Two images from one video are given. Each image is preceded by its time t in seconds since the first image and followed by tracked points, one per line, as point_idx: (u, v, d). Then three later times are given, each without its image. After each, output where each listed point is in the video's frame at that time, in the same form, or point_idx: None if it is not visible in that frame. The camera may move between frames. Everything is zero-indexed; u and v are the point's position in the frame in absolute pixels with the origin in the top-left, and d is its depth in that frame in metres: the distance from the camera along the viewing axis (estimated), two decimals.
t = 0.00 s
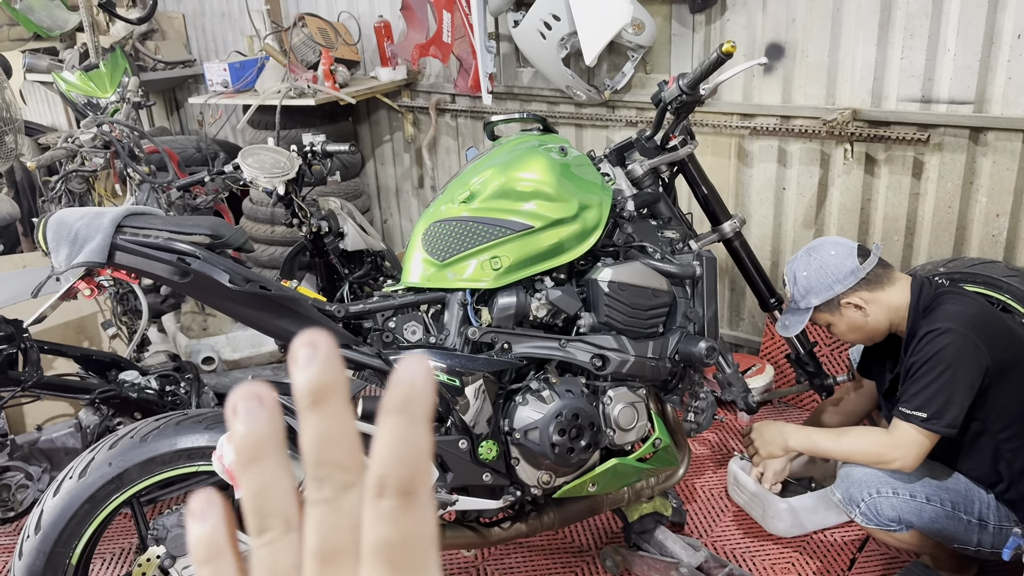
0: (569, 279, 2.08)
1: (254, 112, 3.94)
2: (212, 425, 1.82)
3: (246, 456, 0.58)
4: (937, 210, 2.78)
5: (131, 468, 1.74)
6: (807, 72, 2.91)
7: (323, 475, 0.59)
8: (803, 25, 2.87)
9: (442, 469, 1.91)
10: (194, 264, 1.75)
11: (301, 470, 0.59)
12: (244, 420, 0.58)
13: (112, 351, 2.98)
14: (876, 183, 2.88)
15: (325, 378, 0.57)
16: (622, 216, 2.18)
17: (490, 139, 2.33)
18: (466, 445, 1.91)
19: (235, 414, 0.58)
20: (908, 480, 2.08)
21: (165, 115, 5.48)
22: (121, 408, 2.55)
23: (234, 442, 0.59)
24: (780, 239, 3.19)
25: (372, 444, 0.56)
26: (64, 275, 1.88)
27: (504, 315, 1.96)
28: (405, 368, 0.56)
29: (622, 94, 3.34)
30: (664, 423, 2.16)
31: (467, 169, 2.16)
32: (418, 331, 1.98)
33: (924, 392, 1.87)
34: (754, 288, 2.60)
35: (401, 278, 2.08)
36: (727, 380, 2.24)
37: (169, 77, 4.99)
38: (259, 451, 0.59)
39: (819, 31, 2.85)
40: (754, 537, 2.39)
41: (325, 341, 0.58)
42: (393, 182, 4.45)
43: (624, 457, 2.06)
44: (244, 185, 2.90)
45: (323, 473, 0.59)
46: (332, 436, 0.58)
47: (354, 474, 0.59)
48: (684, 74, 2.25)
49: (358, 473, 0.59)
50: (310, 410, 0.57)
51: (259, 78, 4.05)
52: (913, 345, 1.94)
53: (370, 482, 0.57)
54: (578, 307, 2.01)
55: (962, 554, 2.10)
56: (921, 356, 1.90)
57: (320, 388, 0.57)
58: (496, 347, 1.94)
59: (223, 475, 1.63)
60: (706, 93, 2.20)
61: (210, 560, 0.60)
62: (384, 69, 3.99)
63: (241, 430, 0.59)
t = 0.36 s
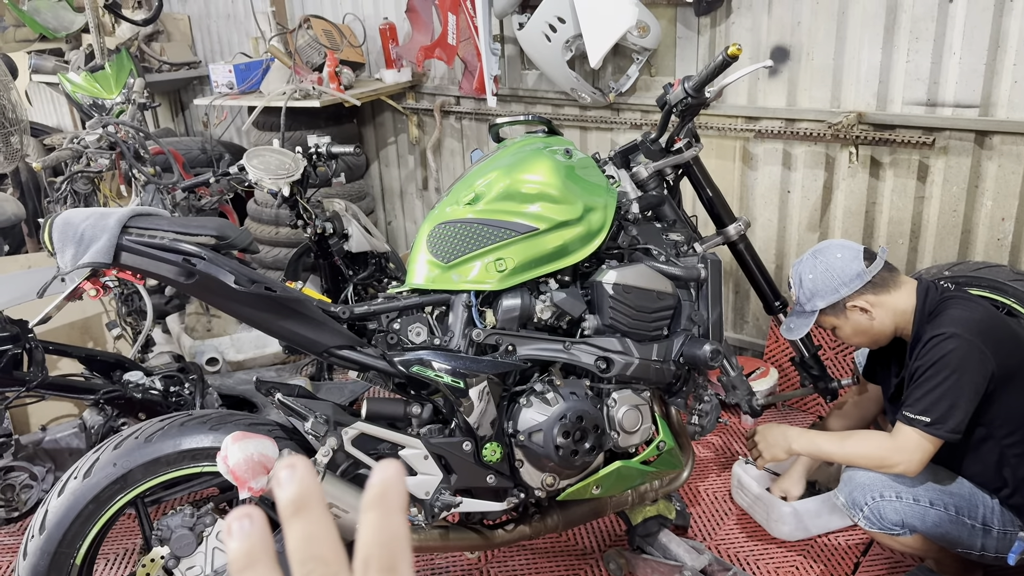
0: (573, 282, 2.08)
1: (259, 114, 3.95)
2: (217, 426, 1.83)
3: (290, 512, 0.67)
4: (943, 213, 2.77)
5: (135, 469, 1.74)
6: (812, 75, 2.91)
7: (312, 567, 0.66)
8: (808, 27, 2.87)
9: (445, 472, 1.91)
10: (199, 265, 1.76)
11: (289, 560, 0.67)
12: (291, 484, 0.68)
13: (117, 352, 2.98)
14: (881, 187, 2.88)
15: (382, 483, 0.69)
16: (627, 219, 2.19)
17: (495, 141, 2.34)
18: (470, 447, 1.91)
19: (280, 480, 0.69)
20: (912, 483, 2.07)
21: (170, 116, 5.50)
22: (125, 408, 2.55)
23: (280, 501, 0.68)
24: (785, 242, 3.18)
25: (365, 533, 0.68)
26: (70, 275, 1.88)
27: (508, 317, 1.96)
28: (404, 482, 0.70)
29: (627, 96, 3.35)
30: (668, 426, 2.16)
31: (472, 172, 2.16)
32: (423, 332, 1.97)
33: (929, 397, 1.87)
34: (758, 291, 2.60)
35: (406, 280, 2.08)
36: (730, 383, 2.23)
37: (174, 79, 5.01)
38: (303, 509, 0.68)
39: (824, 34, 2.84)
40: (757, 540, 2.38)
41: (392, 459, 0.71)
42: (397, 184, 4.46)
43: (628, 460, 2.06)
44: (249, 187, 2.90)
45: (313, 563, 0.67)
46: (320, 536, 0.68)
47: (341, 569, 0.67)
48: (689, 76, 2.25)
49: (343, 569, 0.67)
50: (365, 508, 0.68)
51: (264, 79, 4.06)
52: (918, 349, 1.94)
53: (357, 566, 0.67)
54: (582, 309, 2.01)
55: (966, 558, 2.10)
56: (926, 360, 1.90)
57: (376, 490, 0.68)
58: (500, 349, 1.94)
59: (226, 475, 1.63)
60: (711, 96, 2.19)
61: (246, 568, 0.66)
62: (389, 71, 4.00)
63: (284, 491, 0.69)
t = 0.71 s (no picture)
0: (578, 282, 2.09)
1: (265, 114, 3.96)
2: (223, 424, 1.84)
3: (304, 515, 0.68)
4: (947, 216, 2.77)
5: (141, 467, 1.75)
6: (817, 77, 2.91)
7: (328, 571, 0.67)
8: (813, 29, 2.87)
9: (451, 471, 1.92)
10: (206, 264, 1.76)
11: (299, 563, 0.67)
12: (306, 486, 0.69)
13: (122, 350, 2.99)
14: (886, 189, 2.88)
15: (402, 487, 0.71)
16: (632, 220, 2.20)
17: (501, 142, 2.34)
18: (475, 446, 1.91)
19: (293, 482, 0.69)
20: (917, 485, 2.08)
21: (175, 116, 5.51)
22: (131, 407, 2.56)
23: (293, 503, 0.68)
24: (789, 243, 3.18)
25: (384, 537, 0.69)
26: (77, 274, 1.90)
27: (513, 317, 1.96)
28: (420, 486, 0.72)
29: (631, 97, 3.35)
30: (672, 426, 2.16)
31: (477, 172, 2.17)
32: (428, 332, 1.97)
33: (936, 399, 1.86)
34: (763, 292, 2.60)
35: (411, 279, 2.09)
36: (734, 384, 2.23)
37: (179, 78, 5.02)
38: (316, 512, 0.68)
39: (830, 36, 2.84)
40: (761, 541, 2.39)
41: (406, 463, 0.73)
42: (402, 184, 4.47)
43: (632, 460, 2.06)
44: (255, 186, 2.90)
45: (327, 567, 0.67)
46: (332, 540, 0.68)
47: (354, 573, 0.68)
48: (695, 78, 2.26)
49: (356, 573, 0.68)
50: (385, 514, 0.70)
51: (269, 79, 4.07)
52: (926, 351, 1.94)
53: (372, 570, 0.68)
54: (587, 310, 2.01)
55: (970, 560, 2.09)
56: (933, 362, 1.90)
57: (395, 495, 0.70)
58: (505, 348, 1.94)
59: (233, 474, 1.64)
60: (717, 97, 2.20)
61: (257, 571, 0.66)
62: (394, 72, 4.00)
63: (296, 493, 0.69)
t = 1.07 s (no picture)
0: (582, 282, 2.08)
1: (268, 112, 3.96)
2: (226, 422, 1.84)
3: (316, 566, 0.65)
4: (951, 217, 2.77)
5: (144, 464, 1.75)
6: (821, 77, 2.91)
7: None
8: (817, 30, 2.87)
9: (453, 470, 1.92)
10: (210, 262, 1.76)
11: None
12: (314, 538, 0.67)
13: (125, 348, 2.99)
14: (889, 189, 2.88)
15: (408, 521, 0.70)
16: (636, 219, 2.19)
17: (505, 141, 2.34)
18: (477, 446, 1.91)
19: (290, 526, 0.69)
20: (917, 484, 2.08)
21: (179, 114, 5.52)
22: (134, 404, 2.56)
23: (304, 562, 0.66)
24: (792, 244, 3.18)
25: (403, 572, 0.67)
26: (82, 272, 1.90)
27: (517, 316, 1.96)
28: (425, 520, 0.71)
29: (635, 97, 3.35)
30: (675, 426, 2.16)
31: (481, 171, 2.17)
32: (432, 331, 1.97)
33: (922, 391, 1.88)
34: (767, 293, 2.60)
35: (415, 278, 2.09)
36: (738, 385, 2.23)
37: (183, 76, 5.03)
38: (328, 563, 0.66)
39: (835, 36, 2.84)
40: (763, 541, 2.39)
41: (411, 504, 0.73)
42: (405, 183, 4.47)
43: (635, 460, 2.06)
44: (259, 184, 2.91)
45: None
46: None
47: None
48: (699, 78, 2.26)
49: None
50: (389, 545, 0.68)
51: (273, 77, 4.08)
52: (923, 345, 1.94)
53: None
54: (591, 309, 2.01)
55: (972, 560, 2.09)
56: (927, 355, 1.90)
57: (400, 527, 0.69)
58: (508, 348, 1.94)
59: (235, 472, 1.64)
60: (722, 97, 2.20)
61: None
62: (397, 70, 4.00)
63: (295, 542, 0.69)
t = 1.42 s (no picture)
0: (583, 280, 2.08)
1: (269, 110, 3.96)
2: (227, 420, 1.84)
3: (332, 542, 0.68)
4: (953, 216, 2.76)
5: (145, 462, 1.75)
6: (823, 76, 2.90)
7: None
8: (820, 29, 2.87)
9: (453, 468, 1.91)
10: (211, 259, 1.76)
11: None
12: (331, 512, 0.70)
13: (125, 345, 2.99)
14: (891, 189, 2.87)
15: (428, 504, 0.72)
16: (637, 218, 2.18)
17: (507, 139, 2.34)
18: (478, 444, 1.91)
19: (318, 513, 0.70)
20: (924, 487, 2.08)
21: (180, 111, 5.52)
22: (134, 401, 2.56)
23: (322, 536, 0.68)
24: (794, 243, 3.18)
25: (414, 552, 0.68)
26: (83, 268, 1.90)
27: (517, 315, 1.96)
28: (446, 503, 0.73)
29: (636, 95, 3.35)
30: (676, 425, 2.16)
31: (482, 169, 2.17)
32: (433, 329, 1.97)
33: (924, 392, 1.87)
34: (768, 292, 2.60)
35: (416, 276, 2.08)
36: (738, 384, 2.22)
37: (184, 73, 5.03)
38: (344, 541, 0.68)
39: (837, 35, 2.83)
40: (764, 541, 2.38)
41: (435, 490, 0.75)
42: (406, 181, 4.47)
43: (636, 459, 2.06)
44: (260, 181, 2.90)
45: None
46: (362, 562, 0.67)
47: None
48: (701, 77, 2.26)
49: None
50: (414, 529, 0.70)
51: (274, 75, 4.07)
52: (923, 345, 1.94)
53: None
54: (592, 308, 2.00)
55: (975, 563, 2.09)
56: (927, 356, 1.90)
57: (423, 511, 0.71)
58: (509, 346, 1.94)
59: (236, 470, 1.64)
60: (724, 96, 2.19)
61: None
62: (399, 68, 4.00)
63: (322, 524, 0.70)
